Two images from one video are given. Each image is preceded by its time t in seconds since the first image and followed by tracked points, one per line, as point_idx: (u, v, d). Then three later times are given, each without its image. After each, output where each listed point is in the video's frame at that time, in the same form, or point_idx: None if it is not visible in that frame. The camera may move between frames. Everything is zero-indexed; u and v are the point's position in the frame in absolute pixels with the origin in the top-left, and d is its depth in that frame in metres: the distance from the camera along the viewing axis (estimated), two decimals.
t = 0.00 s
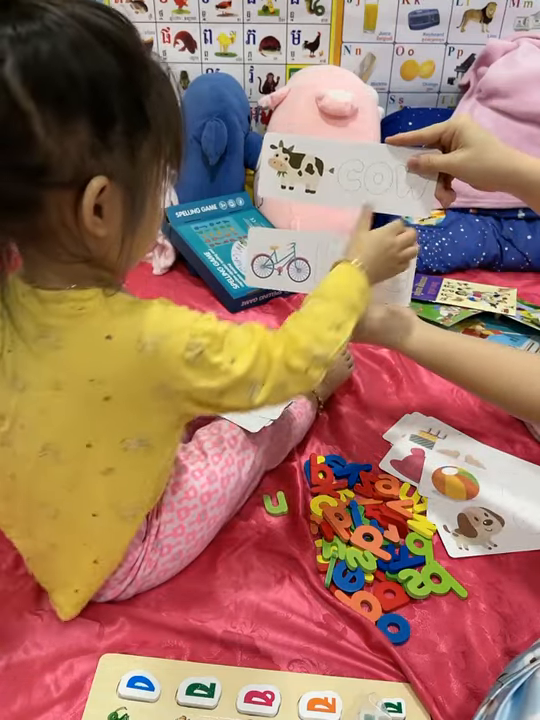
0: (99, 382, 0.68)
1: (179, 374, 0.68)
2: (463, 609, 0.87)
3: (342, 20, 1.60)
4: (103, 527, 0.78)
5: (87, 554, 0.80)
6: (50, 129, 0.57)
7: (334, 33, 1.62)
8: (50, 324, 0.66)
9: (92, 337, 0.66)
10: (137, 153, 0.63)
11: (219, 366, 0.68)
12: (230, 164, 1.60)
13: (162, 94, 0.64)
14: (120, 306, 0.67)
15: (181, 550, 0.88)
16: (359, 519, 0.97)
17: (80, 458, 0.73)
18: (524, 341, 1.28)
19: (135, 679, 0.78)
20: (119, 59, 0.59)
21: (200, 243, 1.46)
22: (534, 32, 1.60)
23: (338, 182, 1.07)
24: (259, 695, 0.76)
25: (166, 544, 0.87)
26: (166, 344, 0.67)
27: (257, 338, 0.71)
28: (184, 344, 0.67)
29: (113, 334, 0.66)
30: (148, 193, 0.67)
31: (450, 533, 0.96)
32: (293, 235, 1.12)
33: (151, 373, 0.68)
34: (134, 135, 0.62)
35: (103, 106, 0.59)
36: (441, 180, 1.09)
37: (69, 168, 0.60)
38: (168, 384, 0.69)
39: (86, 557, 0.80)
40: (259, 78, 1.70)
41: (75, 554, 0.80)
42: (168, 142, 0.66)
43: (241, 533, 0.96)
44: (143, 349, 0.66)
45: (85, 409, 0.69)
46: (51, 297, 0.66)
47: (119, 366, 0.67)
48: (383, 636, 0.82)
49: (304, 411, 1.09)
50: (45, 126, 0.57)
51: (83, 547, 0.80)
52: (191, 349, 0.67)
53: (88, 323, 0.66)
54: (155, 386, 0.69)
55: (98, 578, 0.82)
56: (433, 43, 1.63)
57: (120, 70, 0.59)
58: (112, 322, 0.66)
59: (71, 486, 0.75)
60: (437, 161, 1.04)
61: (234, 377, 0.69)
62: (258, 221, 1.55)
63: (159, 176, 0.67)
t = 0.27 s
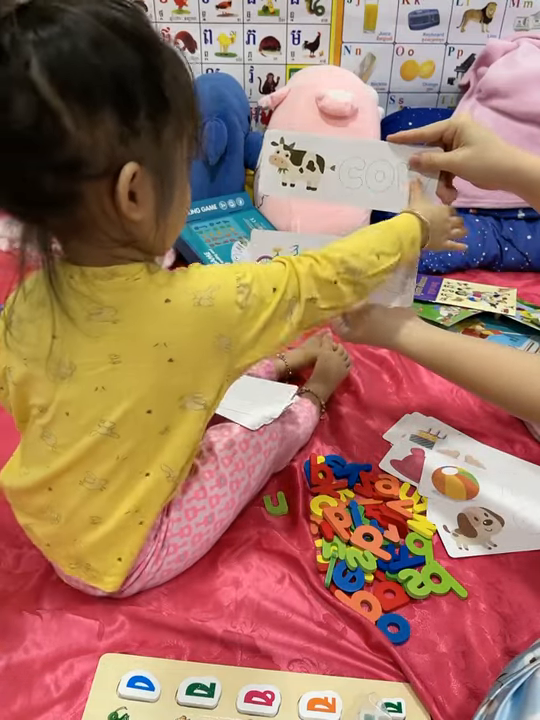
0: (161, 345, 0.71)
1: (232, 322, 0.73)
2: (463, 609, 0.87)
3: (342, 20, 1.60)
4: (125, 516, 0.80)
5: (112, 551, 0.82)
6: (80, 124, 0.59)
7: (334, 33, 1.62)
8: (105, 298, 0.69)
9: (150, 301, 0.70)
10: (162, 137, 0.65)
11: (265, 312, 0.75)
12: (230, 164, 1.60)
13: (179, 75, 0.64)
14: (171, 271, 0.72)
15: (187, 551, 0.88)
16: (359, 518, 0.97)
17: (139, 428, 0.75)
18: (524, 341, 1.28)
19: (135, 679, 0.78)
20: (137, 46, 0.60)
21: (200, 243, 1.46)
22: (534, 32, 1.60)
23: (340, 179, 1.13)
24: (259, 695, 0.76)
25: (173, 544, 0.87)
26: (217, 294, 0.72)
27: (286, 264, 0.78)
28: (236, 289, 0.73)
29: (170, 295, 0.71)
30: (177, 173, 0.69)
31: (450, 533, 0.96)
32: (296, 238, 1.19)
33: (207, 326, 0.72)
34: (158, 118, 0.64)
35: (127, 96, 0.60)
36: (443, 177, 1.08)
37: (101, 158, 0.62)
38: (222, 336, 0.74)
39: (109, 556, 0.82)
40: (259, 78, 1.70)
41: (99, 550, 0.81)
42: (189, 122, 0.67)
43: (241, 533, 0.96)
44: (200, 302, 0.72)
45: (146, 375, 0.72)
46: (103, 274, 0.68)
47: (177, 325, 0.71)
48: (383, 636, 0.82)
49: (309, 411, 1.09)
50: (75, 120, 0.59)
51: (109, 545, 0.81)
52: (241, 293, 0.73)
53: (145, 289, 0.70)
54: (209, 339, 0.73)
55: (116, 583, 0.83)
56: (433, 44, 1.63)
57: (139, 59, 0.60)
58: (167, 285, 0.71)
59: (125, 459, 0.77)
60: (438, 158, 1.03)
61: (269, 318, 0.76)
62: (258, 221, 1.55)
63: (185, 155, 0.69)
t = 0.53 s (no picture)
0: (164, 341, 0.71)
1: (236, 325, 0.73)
2: (463, 609, 0.87)
3: (342, 20, 1.60)
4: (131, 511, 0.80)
5: (117, 549, 0.82)
6: (101, 111, 0.59)
7: (334, 33, 1.62)
8: (111, 294, 0.69)
9: (154, 299, 0.70)
10: (176, 130, 0.65)
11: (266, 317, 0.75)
12: (230, 164, 1.60)
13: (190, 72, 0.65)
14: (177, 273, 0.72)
15: (189, 550, 0.88)
16: (359, 519, 0.97)
17: (142, 423, 0.75)
18: (524, 341, 1.28)
19: (135, 679, 0.78)
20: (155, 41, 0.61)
21: (201, 243, 1.46)
22: (534, 33, 1.60)
23: (339, 181, 1.06)
24: (259, 695, 0.76)
25: (175, 543, 0.87)
26: (222, 297, 0.72)
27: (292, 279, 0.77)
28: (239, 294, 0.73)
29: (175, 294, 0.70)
30: (186, 169, 0.69)
31: (450, 533, 0.96)
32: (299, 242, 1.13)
33: (210, 325, 0.72)
34: (172, 112, 0.64)
35: (147, 87, 0.60)
36: (443, 176, 1.11)
37: (119, 147, 0.61)
38: (223, 338, 0.73)
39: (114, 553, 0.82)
40: (259, 78, 1.70)
41: (103, 548, 0.82)
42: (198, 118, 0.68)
43: (241, 533, 0.96)
44: (205, 303, 0.71)
45: (148, 371, 0.72)
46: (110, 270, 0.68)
47: (181, 323, 0.71)
48: (383, 636, 0.82)
49: (309, 413, 1.09)
50: (97, 107, 0.58)
51: (113, 543, 0.81)
52: (244, 297, 0.73)
53: (150, 286, 0.69)
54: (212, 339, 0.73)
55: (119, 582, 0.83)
56: (433, 44, 1.63)
57: (157, 53, 0.61)
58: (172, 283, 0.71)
59: (131, 454, 0.77)
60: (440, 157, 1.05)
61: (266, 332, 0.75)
62: (258, 221, 1.55)
63: (193, 152, 0.69)
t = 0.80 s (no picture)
0: (92, 375, 0.64)
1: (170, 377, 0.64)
2: (463, 609, 0.87)
3: (342, 20, 1.60)
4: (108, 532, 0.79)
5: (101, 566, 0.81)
6: (93, 105, 0.56)
7: (334, 33, 1.62)
8: (53, 312, 0.64)
9: (86, 329, 0.63)
10: (164, 149, 0.63)
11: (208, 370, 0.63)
12: (230, 164, 1.60)
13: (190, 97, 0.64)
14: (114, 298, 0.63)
15: (185, 550, 0.88)
16: (359, 519, 0.97)
17: (87, 446, 0.71)
18: (524, 341, 1.28)
19: (135, 679, 0.78)
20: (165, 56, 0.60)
21: (200, 243, 1.46)
22: (534, 32, 1.60)
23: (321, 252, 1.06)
24: (259, 695, 0.76)
25: (170, 543, 0.87)
26: (155, 345, 0.62)
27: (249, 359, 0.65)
28: (174, 348, 0.62)
29: (106, 329, 0.62)
30: (167, 193, 0.66)
31: (450, 533, 0.96)
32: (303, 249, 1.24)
33: (143, 366, 0.63)
34: (165, 129, 0.62)
35: (146, 95, 0.59)
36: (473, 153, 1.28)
37: (104, 146, 0.58)
38: (157, 381, 0.64)
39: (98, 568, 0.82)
40: (259, 78, 1.70)
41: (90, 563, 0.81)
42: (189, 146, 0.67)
43: (241, 533, 0.95)
44: (134, 346, 0.62)
45: (82, 400, 0.67)
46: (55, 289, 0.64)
47: (111, 361, 0.63)
48: (383, 636, 0.82)
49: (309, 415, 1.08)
50: (90, 98, 0.56)
51: (96, 561, 0.81)
52: (180, 355, 0.62)
53: (85, 312, 0.63)
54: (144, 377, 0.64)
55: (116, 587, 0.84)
56: (433, 44, 1.63)
57: (163, 67, 0.59)
58: (103, 314, 0.63)
59: (86, 476, 0.73)
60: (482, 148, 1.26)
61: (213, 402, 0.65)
62: (258, 221, 1.55)
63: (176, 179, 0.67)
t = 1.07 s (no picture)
0: (21, 415, 0.66)
1: (89, 445, 0.67)
2: (463, 608, 0.87)
3: (342, 20, 1.60)
4: (59, 561, 0.78)
5: (49, 588, 0.81)
6: (84, 127, 0.59)
7: (334, 33, 1.62)
8: None
9: (23, 369, 0.65)
10: (147, 180, 0.65)
11: (120, 453, 0.68)
12: (230, 164, 1.60)
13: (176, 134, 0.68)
14: (66, 345, 0.66)
15: (180, 550, 0.88)
16: (359, 519, 0.97)
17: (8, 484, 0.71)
18: (524, 341, 1.28)
19: (135, 679, 0.78)
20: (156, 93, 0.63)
21: (200, 243, 1.46)
22: (534, 32, 1.59)
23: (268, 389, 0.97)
24: (259, 695, 0.76)
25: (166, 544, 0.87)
26: (90, 409, 0.66)
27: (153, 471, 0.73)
28: (99, 422, 0.66)
29: (45, 372, 0.65)
30: (144, 225, 0.68)
31: (450, 533, 0.96)
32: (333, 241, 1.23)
33: (71, 427, 0.66)
34: (148, 160, 0.65)
35: (134, 124, 0.62)
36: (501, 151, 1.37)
37: (89, 168, 0.61)
38: (70, 447, 0.67)
39: (53, 589, 0.81)
40: (259, 78, 1.70)
41: (43, 582, 0.80)
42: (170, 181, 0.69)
43: (241, 533, 0.95)
44: (67, 402, 0.65)
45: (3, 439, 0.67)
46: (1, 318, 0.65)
47: (44, 407, 0.65)
48: (383, 636, 0.82)
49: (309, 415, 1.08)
50: (81, 119, 0.58)
51: (54, 581, 0.80)
52: (103, 430, 0.66)
53: (23, 354, 0.65)
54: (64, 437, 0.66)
55: (71, 610, 0.83)
56: (433, 44, 1.63)
57: (154, 100, 0.63)
58: (47, 358, 0.65)
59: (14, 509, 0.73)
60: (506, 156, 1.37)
61: (125, 480, 0.70)
62: (258, 221, 1.55)
63: (154, 212, 0.70)
